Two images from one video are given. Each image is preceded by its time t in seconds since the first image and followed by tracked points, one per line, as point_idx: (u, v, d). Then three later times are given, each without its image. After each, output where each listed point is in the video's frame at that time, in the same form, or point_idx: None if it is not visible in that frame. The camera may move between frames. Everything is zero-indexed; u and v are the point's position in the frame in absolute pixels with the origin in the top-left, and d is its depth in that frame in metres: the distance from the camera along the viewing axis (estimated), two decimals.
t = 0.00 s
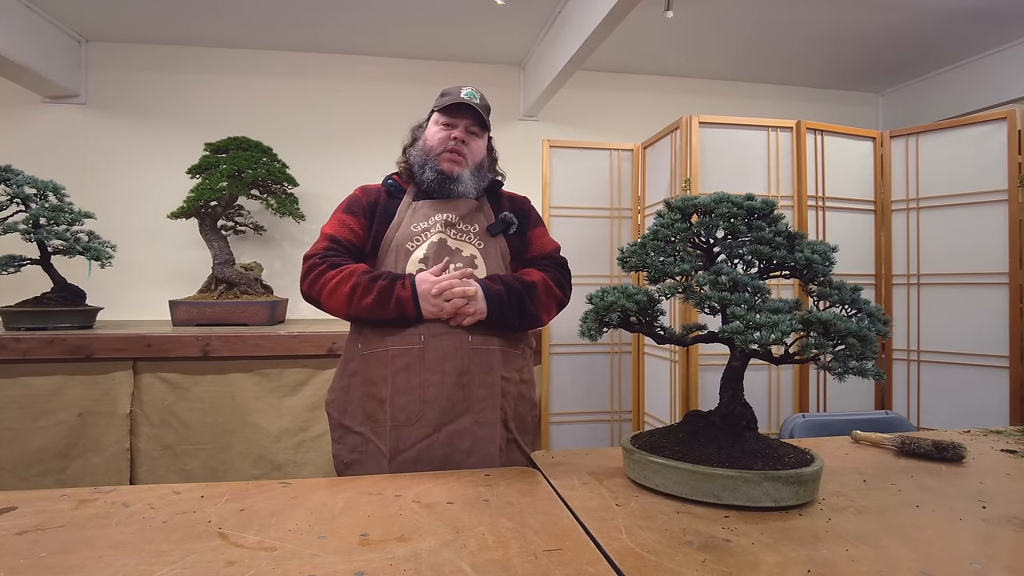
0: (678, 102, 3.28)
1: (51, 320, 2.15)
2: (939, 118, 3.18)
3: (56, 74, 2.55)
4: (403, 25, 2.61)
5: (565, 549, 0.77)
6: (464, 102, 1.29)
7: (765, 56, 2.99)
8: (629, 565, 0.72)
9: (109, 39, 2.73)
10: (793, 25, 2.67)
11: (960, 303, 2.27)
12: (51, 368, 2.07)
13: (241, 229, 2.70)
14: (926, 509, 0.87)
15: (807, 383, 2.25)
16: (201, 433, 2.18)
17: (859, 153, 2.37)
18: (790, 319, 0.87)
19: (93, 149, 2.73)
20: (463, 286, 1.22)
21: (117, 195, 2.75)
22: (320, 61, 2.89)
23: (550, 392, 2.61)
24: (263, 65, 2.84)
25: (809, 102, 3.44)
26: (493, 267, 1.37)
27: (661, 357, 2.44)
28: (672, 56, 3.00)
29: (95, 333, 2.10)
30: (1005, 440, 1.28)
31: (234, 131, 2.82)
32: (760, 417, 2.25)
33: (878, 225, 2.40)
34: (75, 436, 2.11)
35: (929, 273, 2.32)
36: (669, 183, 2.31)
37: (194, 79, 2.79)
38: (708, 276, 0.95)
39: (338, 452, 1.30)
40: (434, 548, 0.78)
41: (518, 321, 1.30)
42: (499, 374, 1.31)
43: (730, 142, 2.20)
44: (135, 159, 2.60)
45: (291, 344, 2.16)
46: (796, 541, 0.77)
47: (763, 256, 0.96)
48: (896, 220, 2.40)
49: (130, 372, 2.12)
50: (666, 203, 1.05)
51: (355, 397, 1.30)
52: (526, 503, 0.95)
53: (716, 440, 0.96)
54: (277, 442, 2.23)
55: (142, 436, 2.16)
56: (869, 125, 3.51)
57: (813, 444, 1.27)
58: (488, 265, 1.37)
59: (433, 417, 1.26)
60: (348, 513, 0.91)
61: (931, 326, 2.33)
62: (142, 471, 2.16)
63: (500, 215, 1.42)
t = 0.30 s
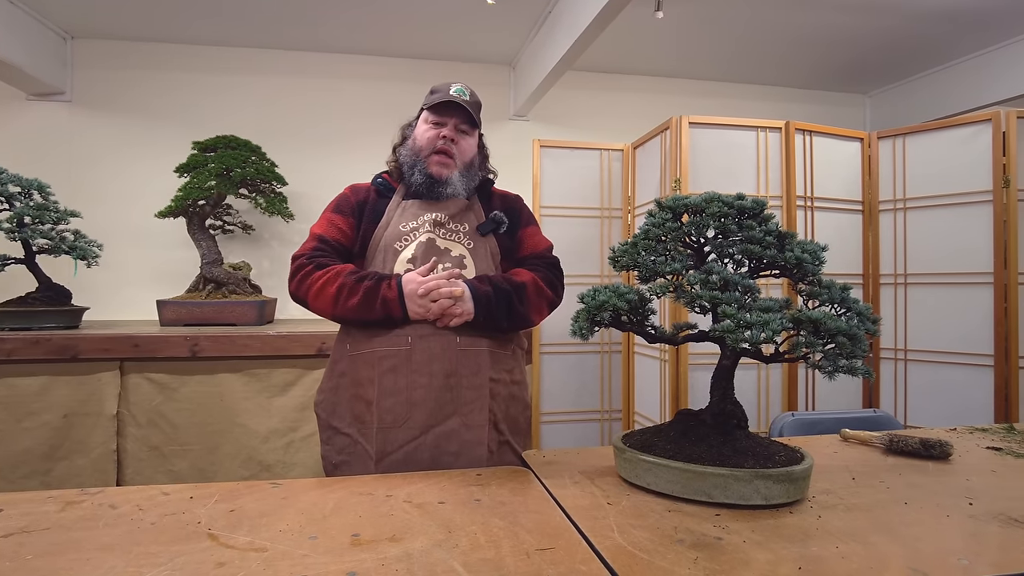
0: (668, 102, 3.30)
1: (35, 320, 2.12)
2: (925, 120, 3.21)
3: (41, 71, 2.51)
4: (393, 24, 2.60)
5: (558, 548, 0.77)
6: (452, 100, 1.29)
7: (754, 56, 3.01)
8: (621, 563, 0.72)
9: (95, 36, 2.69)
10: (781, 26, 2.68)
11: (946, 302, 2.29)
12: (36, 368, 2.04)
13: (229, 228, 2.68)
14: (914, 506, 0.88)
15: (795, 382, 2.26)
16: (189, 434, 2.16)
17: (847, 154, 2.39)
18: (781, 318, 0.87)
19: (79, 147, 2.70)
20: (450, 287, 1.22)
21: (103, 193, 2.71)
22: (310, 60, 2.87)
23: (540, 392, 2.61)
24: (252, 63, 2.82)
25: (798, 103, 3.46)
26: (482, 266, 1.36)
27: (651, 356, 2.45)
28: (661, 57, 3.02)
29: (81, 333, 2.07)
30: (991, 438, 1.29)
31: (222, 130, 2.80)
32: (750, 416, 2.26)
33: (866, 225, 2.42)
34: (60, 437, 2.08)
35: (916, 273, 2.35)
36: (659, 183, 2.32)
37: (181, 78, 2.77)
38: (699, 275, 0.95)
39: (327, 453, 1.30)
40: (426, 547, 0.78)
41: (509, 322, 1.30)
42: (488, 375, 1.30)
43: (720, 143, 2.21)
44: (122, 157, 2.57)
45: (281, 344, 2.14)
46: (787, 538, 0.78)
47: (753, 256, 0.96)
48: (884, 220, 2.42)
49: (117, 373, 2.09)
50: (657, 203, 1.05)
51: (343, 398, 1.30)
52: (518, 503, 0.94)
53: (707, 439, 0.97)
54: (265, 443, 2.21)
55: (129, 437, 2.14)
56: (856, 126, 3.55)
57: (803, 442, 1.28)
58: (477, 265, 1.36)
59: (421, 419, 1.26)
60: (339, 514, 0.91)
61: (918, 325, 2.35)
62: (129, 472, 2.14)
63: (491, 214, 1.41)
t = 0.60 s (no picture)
0: (658, 102, 3.31)
1: (20, 321, 2.09)
2: (911, 121, 3.24)
3: (25, 68, 2.48)
4: (383, 22, 2.59)
5: (549, 548, 0.77)
6: (442, 100, 1.26)
7: (743, 57, 3.03)
8: (613, 563, 0.72)
9: (81, 33, 2.66)
10: (770, 27, 2.70)
11: (932, 302, 2.32)
12: (21, 369, 2.02)
13: (217, 228, 2.66)
14: (901, 504, 0.89)
15: (784, 381, 2.28)
16: (177, 435, 2.14)
17: (836, 154, 2.41)
18: (771, 317, 0.88)
19: (65, 145, 2.66)
20: (449, 287, 1.20)
21: (89, 192, 2.68)
22: (299, 58, 2.85)
23: (531, 392, 2.61)
24: (240, 61, 2.80)
25: (786, 103, 3.49)
26: (474, 265, 1.35)
27: (641, 356, 2.46)
28: (651, 57, 3.03)
29: (67, 333, 2.05)
30: (976, 436, 1.31)
31: (210, 128, 2.77)
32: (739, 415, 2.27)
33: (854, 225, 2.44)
34: (45, 439, 2.06)
35: (903, 273, 2.38)
36: (649, 183, 2.33)
37: (168, 76, 2.74)
38: (690, 274, 0.95)
39: (316, 455, 1.28)
40: (418, 548, 0.78)
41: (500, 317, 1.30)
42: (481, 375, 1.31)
43: (710, 143, 2.22)
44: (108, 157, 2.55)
45: (270, 344, 2.13)
46: (777, 536, 0.78)
47: (743, 255, 0.97)
48: (871, 220, 2.45)
49: (104, 373, 2.07)
50: (647, 203, 1.06)
51: (334, 399, 1.28)
52: (509, 503, 0.94)
53: (697, 438, 0.97)
54: (254, 444, 2.20)
55: (116, 439, 2.12)
56: (844, 127, 3.58)
57: (792, 441, 1.29)
58: (469, 264, 1.35)
59: (413, 420, 1.26)
60: (329, 514, 0.90)
61: (905, 324, 2.38)
62: (116, 474, 2.12)
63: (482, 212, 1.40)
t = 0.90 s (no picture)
0: (649, 103, 3.33)
1: (5, 321, 2.07)
2: (899, 122, 3.28)
3: (10, 65, 2.45)
4: (374, 21, 2.58)
5: (542, 547, 0.77)
6: (427, 98, 1.22)
7: (733, 58, 3.05)
8: (606, 562, 0.72)
9: (66, 30, 2.63)
10: (760, 28, 2.72)
11: (920, 301, 2.34)
12: (6, 370, 1.99)
13: (206, 227, 2.63)
14: (891, 501, 0.90)
15: (773, 380, 2.30)
16: (165, 436, 2.12)
17: (825, 154, 2.43)
18: (762, 316, 0.89)
19: (50, 143, 2.63)
20: (438, 290, 1.21)
21: (75, 191, 2.65)
22: (289, 57, 2.84)
23: (522, 391, 2.60)
24: (230, 60, 2.78)
25: (775, 104, 3.51)
26: (465, 264, 1.34)
27: (631, 355, 2.47)
28: (642, 58, 3.04)
29: (53, 334, 2.02)
30: (963, 433, 1.32)
31: (198, 127, 2.75)
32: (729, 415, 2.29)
33: (843, 225, 2.46)
34: (31, 440, 2.03)
35: (891, 272, 2.40)
36: (639, 183, 2.33)
37: (156, 74, 2.71)
38: (681, 274, 0.96)
39: (307, 459, 1.27)
40: (410, 548, 0.77)
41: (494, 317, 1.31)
42: (474, 375, 1.30)
43: (700, 143, 2.23)
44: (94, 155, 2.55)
45: (259, 344, 2.11)
46: (768, 534, 0.79)
47: (735, 254, 0.97)
48: (860, 220, 2.47)
49: (90, 374, 2.04)
50: (639, 202, 1.06)
51: (323, 402, 1.27)
52: (501, 502, 0.94)
53: (689, 437, 0.97)
54: (243, 445, 2.18)
55: (103, 440, 2.09)
56: (832, 128, 3.61)
57: (782, 440, 1.30)
58: (460, 262, 1.34)
59: (406, 421, 1.26)
60: (321, 515, 0.90)
61: (892, 323, 2.41)
62: (103, 475, 2.09)
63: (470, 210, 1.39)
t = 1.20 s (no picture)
0: (641, 103, 3.34)
1: None
2: (888, 123, 3.30)
3: None
4: (365, 19, 2.57)
5: (537, 546, 0.77)
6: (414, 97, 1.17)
7: (723, 58, 3.06)
8: (601, 560, 0.72)
9: (52, 26, 2.59)
10: (750, 29, 2.73)
11: (908, 301, 2.36)
12: None
13: (195, 227, 2.61)
14: (882, 498, 0.91)
15: (764, 379, 2.31)
16: (154, 436, 2.09)
17: (815, 154, 2.44)
18: (756, 314, 0.89)
19: (35, 141, 2.59)
20: (423, 292, 1.22)
21: (62, 189, 2.62)
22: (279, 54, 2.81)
23: (513, 391, 2.60)
24: (219, 57, 2.75)
25: (766, 105, 3.53)
26: (451, 262, 1.32)
27: (623, 355, 2.47)
28: (634, 58, 3.05)
29: (39, 334, 1.99)
30: (953, 431, 1.33)
31: (187, 125, 2.72)
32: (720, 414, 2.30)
33: (833, 226, 2.48)
34: (16, 442, 2.00)
35: (880, 272, 2.42)
36: (631, 182, 2.34)
37: (144, 71, 2.69)
38: (675, 272, 0.96)
39: (291, 465, 1.25)
40: (404, 548, 0.77)
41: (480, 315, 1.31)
42: (463, 376, 1.30)
43: (691, 143, 2.24)
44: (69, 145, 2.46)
45: (250, 344, 2.10)
46: (762, 532, 0.79)
47: (728, 253, 0.98)
48: (849, 220, 2.49)
49: (78, 374, 2.02)
50: (633, 201, 1.06)
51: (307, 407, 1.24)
52: (495, 501, 0.94)
53: (682, 435, 0.98)
54: (233, 445, 2.16)
55: (90, 441, 2.06)
56: (821, 128, 3.64)
57: (774, 438, 1.31)
58: (446, 260, 1.31)
59: (396, 424, 1.25)
60: (314, 515, 0.89)
61: (882, 322, 2.43)
62: (91, 476, 2.07)
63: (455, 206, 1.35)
